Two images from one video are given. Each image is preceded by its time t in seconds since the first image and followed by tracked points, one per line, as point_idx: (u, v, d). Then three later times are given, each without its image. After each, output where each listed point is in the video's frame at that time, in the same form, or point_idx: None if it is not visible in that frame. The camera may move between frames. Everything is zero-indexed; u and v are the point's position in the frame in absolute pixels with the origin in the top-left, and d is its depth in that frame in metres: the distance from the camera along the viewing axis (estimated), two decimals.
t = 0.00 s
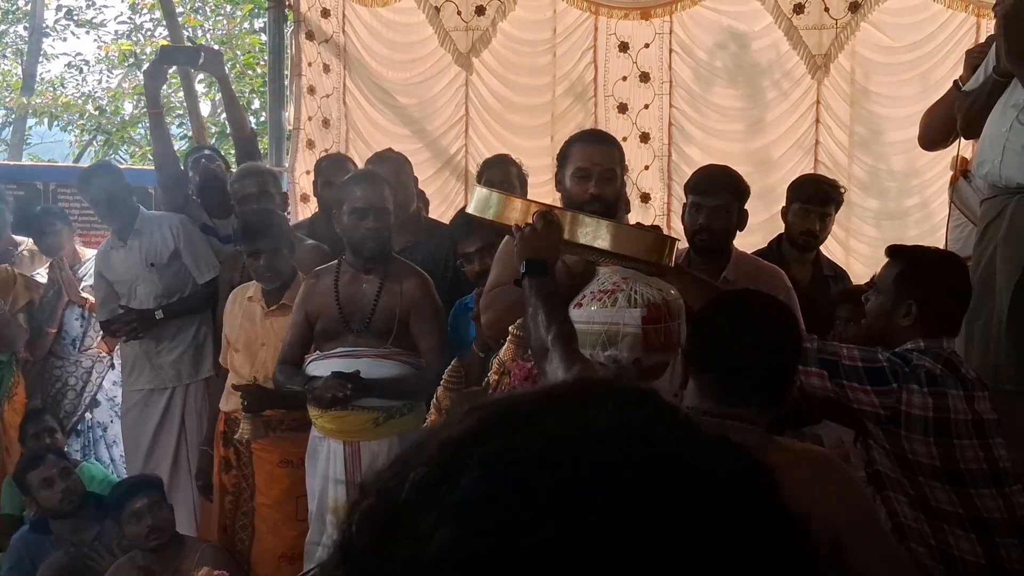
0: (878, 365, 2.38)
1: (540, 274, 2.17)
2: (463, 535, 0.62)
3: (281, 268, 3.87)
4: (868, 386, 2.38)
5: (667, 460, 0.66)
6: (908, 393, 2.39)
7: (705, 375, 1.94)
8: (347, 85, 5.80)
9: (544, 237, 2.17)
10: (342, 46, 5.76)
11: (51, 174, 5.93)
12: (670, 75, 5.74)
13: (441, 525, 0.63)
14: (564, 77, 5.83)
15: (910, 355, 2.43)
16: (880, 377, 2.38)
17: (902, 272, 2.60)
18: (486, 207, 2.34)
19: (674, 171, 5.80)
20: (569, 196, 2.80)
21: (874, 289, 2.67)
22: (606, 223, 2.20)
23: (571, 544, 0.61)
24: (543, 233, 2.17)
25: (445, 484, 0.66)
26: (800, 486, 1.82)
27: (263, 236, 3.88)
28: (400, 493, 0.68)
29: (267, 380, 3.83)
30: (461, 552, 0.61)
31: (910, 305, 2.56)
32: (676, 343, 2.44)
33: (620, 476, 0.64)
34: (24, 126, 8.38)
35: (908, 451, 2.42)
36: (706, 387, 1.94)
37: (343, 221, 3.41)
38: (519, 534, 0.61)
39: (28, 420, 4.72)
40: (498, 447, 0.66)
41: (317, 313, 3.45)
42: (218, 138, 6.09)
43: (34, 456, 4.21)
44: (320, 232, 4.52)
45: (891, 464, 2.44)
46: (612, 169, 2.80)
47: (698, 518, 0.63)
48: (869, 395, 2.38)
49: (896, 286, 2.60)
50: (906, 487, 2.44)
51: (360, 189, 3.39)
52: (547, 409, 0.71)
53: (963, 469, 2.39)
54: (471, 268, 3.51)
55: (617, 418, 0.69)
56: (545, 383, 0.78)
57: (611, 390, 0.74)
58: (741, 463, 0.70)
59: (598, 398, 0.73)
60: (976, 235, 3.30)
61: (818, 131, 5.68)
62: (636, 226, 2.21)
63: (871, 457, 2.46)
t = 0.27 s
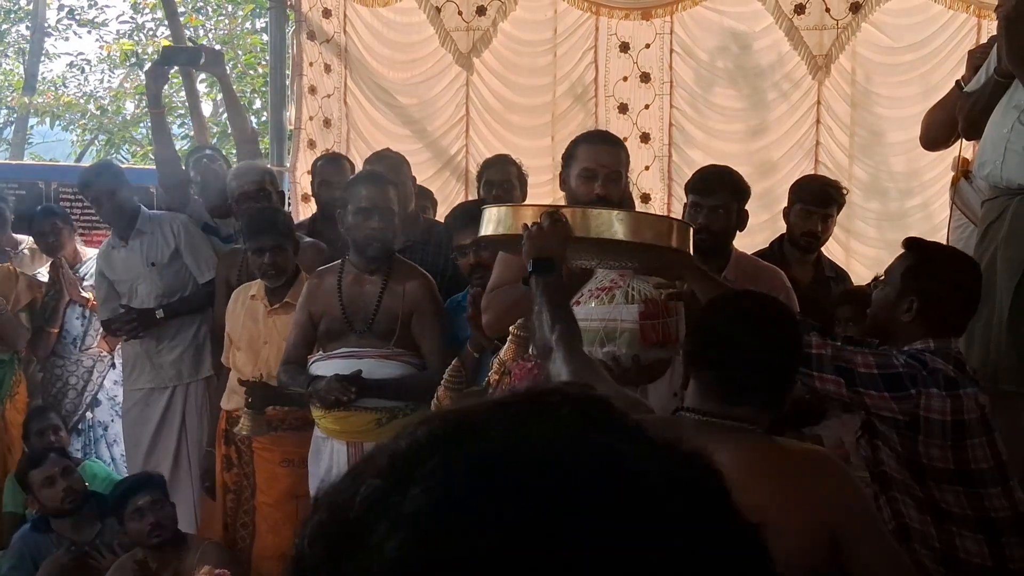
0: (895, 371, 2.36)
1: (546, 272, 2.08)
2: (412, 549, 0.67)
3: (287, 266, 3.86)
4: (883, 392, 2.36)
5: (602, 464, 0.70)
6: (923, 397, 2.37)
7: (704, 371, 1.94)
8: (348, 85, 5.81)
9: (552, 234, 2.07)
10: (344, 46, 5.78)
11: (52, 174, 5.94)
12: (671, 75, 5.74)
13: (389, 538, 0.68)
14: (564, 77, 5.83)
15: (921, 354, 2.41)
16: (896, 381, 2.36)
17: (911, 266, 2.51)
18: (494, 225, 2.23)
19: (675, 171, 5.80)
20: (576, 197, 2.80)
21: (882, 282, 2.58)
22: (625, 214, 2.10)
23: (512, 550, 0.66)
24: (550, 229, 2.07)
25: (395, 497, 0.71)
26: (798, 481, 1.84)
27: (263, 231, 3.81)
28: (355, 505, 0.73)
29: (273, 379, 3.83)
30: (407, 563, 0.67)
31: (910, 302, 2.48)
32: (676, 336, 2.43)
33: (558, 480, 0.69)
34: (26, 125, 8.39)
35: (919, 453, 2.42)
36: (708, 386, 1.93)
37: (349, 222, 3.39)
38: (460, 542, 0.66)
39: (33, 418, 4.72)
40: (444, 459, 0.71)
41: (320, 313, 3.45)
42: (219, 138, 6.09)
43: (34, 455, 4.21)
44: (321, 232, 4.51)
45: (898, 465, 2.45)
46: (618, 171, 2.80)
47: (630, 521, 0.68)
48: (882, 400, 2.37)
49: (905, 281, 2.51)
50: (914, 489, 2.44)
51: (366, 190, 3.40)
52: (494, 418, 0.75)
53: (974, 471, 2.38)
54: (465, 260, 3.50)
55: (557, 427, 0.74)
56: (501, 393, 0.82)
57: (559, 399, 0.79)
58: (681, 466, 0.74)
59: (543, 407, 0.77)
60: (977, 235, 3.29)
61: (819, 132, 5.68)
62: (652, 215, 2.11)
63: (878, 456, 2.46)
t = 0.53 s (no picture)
0: (910, 383, 2.34)
1: (542, 269, 2.18)
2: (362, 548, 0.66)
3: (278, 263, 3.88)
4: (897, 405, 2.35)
5: (557, 471, 0.70)
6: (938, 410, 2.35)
7: (715, 370, 1.93)
8: (347, 84, 5.81)
9: (556, 233, 2.19)
10: (343, 46, 5.79)
11: (52, 172, 5.94)
12: (670, 75, 5.74)
13: (338, 543, 0.68)
14: (563, 77, 5.83)
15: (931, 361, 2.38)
16: (911, 396, 2.34)
17: (914, 268, 2.46)
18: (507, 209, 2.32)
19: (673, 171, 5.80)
20: (570, 191, 2.80)
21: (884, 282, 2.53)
22: (632, 228, 2.22)
23: (467, 555, 0.65)
24: (549, 227, 2.20)
25: (347, 505, 0.71)
26: (804, 486, 1.83)
27: (260, 228, 3.84)
28: (310, 513, 0.74)
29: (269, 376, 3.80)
30: (355, 567, 0.66)
31: (912, 303, 2.44)
32: (670, 334, 2.43)
33: (509, 486, 0.69)
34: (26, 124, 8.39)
35: (929, 466, 2.42)
36: (712, 386, 1.93)
37: (348, 221, 3.42)
38: (409, 547, 0.66)
39: (34, 413, 4.70)
40: (396, 466, 0.71)
41: (320, 313, 3.44)
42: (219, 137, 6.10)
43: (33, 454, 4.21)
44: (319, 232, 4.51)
45: (908, 477, 2.45)
46: (612, 164, 2.80)
47: (585, 527, 0.68)
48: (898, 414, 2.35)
49: (907, 284, 2.46)
50: (922, 501, 2.45)
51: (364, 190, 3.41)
52: (449, 426, 0.75)
53: (984, 480, 2.39)
54: (460, 257, 3.49)
55: (510, 433, 0.74)
56: (460, 400, 0.82)
57: (515, 406, 0.79)
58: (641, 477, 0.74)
59: (498, 414, 0.78)
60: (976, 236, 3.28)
61: (817, 132, 5.67)
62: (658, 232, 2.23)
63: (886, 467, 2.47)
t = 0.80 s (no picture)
0: (920, 414, 2.30)
1: (555, 258, 2.03)
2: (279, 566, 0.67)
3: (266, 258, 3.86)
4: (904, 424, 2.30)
5: (479, 480, 0.72)
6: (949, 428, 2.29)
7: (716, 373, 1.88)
8: (345, 83, 5.81)
9: (569, 219, 2.02)
10: (342, 44, 5.80)
11: (51, 171, 5.93)
12: (668, 74, 5.74)
13: (259, 558, 0.69)
14: (561, 76, 5.82)
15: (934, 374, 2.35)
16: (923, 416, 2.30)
17: (906, 274, 2.45)
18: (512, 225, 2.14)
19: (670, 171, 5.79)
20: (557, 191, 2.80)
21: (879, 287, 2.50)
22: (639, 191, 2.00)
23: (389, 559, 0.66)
24: (562, 216, 2.02)
25: (269, 519, 0.72)
26: (823, 492, 1.72)
27: (246, 225, 3.84)
28: (229, 529, 0.73)
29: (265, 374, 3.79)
30: None
31: (908, 306, 2.42)
32: (661, 334, 2.39)
33: (434, 497, 0.70)
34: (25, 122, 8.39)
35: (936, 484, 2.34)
36: (713, 389, 1.88)
37: (350, 218, 3.42)
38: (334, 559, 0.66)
39: (29, 413, 4.68)
40: (319, 479, 0.72)
41: (319, 312, 3.41)
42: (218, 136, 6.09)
43: (30, 452, 4.20)
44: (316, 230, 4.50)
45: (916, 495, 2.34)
46: (597, 159, 2.78)
47: (509, 538, 0.69)
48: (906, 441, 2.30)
49: (901, 290, 2.44)
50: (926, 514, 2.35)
51: (367, 190, 3.42)
52: (371, 438, 0.76)
53: (989, 490, 2.32)
54: (456, 255, 3.48)
55: (435, 442, 0.75)
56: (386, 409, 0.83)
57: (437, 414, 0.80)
58: (570, 485, 0.76)
59: (421, 423, 0.79)
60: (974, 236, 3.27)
61: (816, 132, 5.65)
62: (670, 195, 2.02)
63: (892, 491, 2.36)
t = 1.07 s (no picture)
0: (896, 424, 2.34)
1: (583, 236, 1.99)
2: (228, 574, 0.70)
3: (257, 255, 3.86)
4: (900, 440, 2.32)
5: (423, 480, 0.73)
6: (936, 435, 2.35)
7: (717, 367, 1.94)
8: (342, 80, 5.80)
9: (599, 199, 2.00)
10: (338, 42, 5.78)
11: (48, 169, 5.91)
12: (665, 72, 5.74)
13: (207, 565, 0.71)
14: (558, 73, 5.81)
15: (895, 385, 2.42)
16: (907, 424, 2.34)
17: (854, 299, 2.56)
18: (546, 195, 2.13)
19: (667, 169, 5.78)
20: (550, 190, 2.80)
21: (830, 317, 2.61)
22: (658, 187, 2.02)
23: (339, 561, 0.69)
24: (599, 196, 2.01)
25: (214, 528, 0.74)
26: (825, 474, 1.93)
27: (235, 222, 3.83)
28: (178, 538, 0.75)
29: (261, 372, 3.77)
30: None
31: (873, 331, 2.55)
32: (652, 331, 2.55)
33: (375, 505, 0.71)
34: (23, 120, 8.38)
35: (946, 496, 2.32)
36: (717, 384, 1.94)
37: (348, 214, 3.40)
38: (287, 563, 0.69)
39: (23, 412, 4.64)
40: (264, 488, 0.74)
41: (316, 311, 3.39)
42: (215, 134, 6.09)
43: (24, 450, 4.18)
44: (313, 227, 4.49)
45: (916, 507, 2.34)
46: (591, 160, 2.77)
47: (457, 533, 0.71)
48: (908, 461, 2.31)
49: (855, 316, 2.55)
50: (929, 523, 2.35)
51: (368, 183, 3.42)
52: (314, 447, 0.78)
53: (981, 491, 2.38)
54: (452, 251, 3.48)
55: (379, 448, 0.76)
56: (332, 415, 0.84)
57: (380, 420, 0.81)
58: (515, 491, 0.78)
59: (364, 428, 0.80)
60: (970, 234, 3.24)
61: (813, 130, 5.64)
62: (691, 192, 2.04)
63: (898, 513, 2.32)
